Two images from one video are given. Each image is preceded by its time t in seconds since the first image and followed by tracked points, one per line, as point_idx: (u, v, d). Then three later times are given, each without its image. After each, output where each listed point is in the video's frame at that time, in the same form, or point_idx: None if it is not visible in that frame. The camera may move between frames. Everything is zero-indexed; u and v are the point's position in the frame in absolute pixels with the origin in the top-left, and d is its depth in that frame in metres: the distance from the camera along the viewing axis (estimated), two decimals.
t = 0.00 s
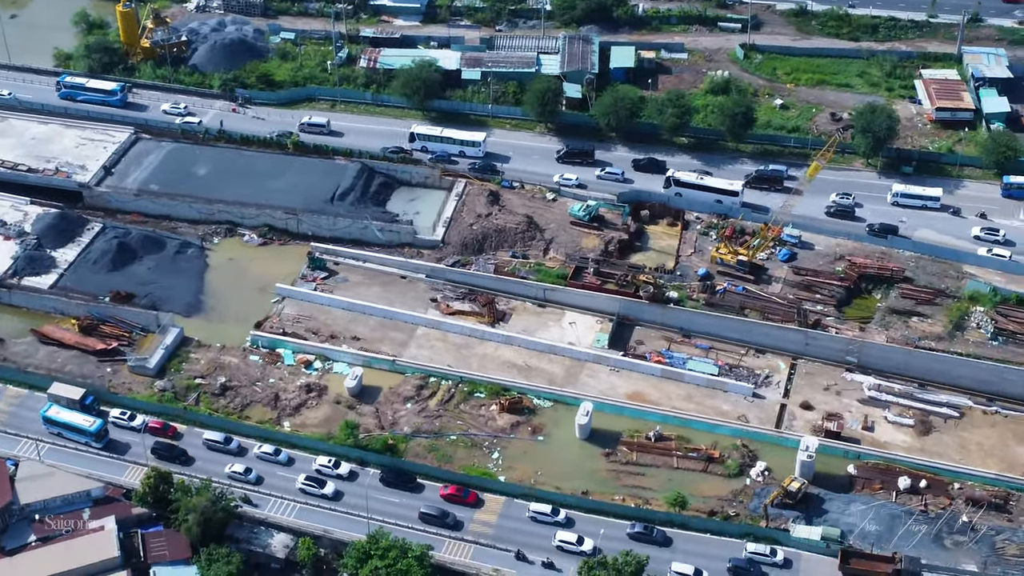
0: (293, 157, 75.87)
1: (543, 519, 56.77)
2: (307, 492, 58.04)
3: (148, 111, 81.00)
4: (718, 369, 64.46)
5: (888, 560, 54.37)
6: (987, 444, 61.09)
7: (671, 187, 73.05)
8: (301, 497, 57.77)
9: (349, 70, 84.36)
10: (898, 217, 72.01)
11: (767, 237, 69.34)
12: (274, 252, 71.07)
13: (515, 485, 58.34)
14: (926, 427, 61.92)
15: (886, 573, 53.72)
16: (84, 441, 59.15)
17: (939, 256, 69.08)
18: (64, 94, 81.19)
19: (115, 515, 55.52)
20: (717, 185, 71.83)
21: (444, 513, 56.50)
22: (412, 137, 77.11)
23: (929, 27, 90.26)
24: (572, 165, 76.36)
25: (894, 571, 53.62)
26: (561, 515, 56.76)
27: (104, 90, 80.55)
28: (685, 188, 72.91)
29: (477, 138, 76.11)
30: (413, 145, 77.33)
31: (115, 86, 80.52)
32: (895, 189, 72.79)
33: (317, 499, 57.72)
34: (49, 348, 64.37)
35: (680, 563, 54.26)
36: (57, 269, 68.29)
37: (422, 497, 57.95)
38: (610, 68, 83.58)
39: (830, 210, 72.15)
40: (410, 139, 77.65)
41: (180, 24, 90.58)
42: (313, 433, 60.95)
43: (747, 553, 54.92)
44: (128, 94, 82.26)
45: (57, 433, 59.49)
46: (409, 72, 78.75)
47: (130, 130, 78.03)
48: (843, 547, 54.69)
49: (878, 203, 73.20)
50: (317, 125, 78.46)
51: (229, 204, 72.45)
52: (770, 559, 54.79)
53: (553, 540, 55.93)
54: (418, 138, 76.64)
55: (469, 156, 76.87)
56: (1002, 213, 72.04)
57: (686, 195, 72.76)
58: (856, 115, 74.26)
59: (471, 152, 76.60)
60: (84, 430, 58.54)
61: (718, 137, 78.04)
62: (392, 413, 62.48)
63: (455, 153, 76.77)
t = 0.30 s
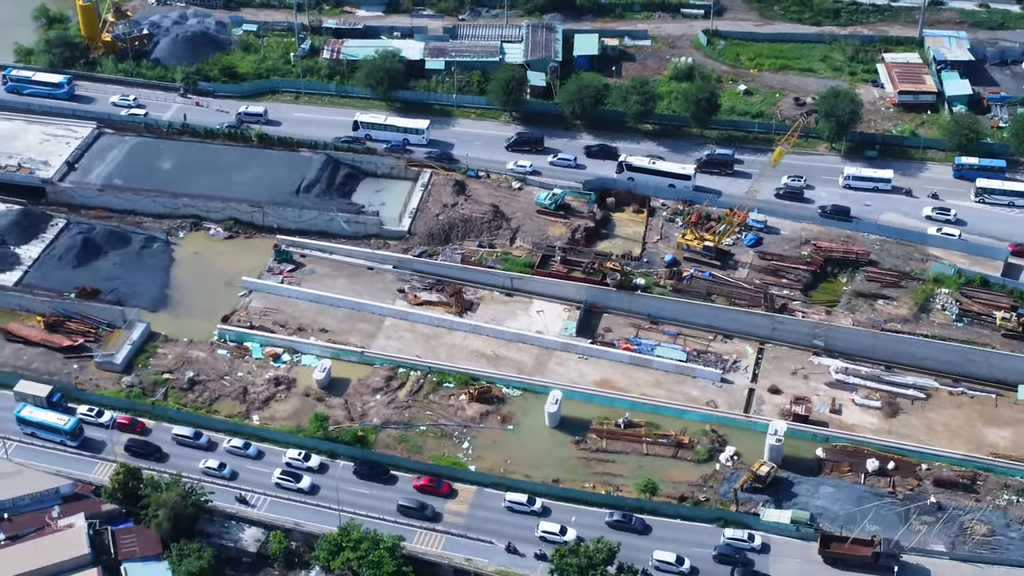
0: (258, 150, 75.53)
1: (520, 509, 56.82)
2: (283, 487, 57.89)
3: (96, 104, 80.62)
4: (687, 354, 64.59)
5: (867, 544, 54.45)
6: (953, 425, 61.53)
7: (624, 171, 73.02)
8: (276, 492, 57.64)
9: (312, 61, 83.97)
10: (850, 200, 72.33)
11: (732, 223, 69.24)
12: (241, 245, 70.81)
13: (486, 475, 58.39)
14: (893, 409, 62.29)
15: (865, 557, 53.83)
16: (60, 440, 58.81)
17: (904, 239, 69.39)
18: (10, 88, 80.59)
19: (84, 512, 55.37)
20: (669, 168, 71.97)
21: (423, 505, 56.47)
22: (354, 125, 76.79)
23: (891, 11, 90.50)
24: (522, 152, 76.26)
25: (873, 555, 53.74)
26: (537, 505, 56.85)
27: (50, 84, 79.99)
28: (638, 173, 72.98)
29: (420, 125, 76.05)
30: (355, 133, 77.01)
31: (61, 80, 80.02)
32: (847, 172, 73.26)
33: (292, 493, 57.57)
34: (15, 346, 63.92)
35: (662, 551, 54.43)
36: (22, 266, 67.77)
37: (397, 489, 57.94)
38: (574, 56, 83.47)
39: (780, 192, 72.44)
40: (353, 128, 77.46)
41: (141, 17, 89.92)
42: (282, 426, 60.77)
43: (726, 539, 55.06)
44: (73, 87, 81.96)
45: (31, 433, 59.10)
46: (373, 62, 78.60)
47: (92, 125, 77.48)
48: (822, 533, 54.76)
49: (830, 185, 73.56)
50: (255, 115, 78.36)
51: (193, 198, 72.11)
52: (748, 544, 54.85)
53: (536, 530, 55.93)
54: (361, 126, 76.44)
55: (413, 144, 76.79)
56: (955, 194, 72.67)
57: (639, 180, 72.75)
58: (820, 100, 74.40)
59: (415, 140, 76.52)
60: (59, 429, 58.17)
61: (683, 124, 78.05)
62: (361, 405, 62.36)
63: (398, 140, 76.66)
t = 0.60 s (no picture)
0: (220, 143, 75.21)
1: (495, 499, 56.85)
2: (258, 482, 57.64)
3: (41, 98, 80.36)
4: (653, 341, 64.73)
5: (844, 527, 55.13)
6: (918, 406, 61.94)
7: (574, 158, 73.21)
8: (251, 487, 57.40)
9: (273, 53, 83.57)
10: (802, 184, 72.63)
11: (696, 208, 69.80)
12: (204, 239, 70.51)
13: (455, 465, 58.41)
14: (859, 391, 62.64)
15: (842, 541, 54.59)
16: (33, 440, 58.44)
17: (867, 222, 69.74)
18: None
19: (51, 510, 55.16)
20: (619, 154, 72.22)
21: (400, 497, 56.30)
22: (296, 115, 76.60)
23: None
24: (469, 141, 76.36)
25: (851, 538, 54.44)
26: (513, 494, 56.90)
27: None
28: (589, 158, 73.08)
29: (361, 114, 76.27)
30: (297, 123, 76.82)
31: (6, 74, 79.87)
32: (797, 155, 73.62)
33: (266, 487, 57.39)
34: None
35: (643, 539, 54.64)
36: None
37: (370, 481, 57.85)
38: (535, 44, 83.37)
39: (728, 174, 72.86)
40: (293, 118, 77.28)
41: (100, 11, 89.34)
42: (250, 420, 60.56)
43: (702, 525, 55.37)
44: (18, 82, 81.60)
45: (5, 433, 58.66)
46: (334, 54, 78.37)
47: (52, 121, 76.99)
48: (800, 518, 55.17)
49: (779, 168, 73.96)
50: (189, 105, 78.04)
51: (156, 193, 71.75)
52: (725, 529, 55.07)
53: (519, 521, 55.92)
54: (302, 115, 76.39)
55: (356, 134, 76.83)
56: (905, 175, 73.26)
57: (591, 165, 72.97)
58: (781, 85, 74.60)
59: (355, 128, 76.63)
60: (33, 428, 57.83)
61: (646, 111, 78.19)
62: (329, 397, 62.23)
63: (339, 129, 76.74)
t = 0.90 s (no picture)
0: (174, 138, 74.75)
1: (463, 489, 56.92)
2: (227, 479, 57.34)
3: None
4: (612, 327, 64.82)
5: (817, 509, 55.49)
6: (876, 386, 62.37)
7: (518, 145, 73.39)
8: (221, 485, 57.06)
9: (226, 46, 83.05)
10: (744, 168, 72.92)
11: (653, 194, 69.63)
12: (160, 235, 70.13)
13: (418, 455, 58.37)
14: (818, 372, 62.98)
15: (815, 522, 54.90)
16: None
17: (823, 204, 70.06)
18: None
19: (11, 511, 54.66)
20: (562, 139, 72.41)
21: (371, 490, 56.24)
22: (228, 107, 76.30)
23: None
24: (408, 131, 76.34)
25: (823, 519, 54.88)
26: (481, 484, 56.91)
27: None
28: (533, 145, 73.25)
29: (294, 104, 75.71)
30: (230, 114, 76.53)
31: None
32: (739, 138, 73.91)
33: (235, 484, 57.11)
34: None
35: (616, 527, 54.66)
36: None
37: (333, 475, 57.69)
38: (489, 33, 83.18)
39: (668, 157, 73.33)
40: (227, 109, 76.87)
41: (49, 8, 88.50)
42: (210, 416, 60.24)
43: (672, 511, 55.64)
44: None
45: None
46: (287, 46, 78.19)
47: (4, 119, 76.43)
48: (771, 501, 55.29)
49: (722, 151, 74.30)
50: (117, 99, 77.95)
51: (111, 189, 71.21)
52: (697, 515, 55.49)
53: (494, 512, 55.92)
54: (235, 107, 76.06)
55: (288, 123, 76.44)
56: (849, 156, 73.76)
57: (535, 151, 73.10)
58: (735, 69, 74.84)
59: (290, 119, 76.10)
60: None
61: (601, 97, 78.29)
62: (289, 391, 62.00)
63: (272, 120, 76.26)
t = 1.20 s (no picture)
0: (115, 136, 74.25)
1: (424, 481, 56.70)
2: (184, 479, 56.89)
3: None
4: (560, 314, 64.95)
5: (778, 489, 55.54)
6: (823, 365, 62.87)
7: (450, 133, 73.02)
8: (180, 485, 56.60)
9: (165, 43, 82.34)
10: (676, 151, 73.38)
11: (598, 180, 70.28)
12: (103, 234, 69.56)
13: (369, 448, 58.26)
14: (766, 353, 63.35)
15: (777, 503, 54.94)
16: None
17: (766, 186, 70.45)
18: None
19: None
20: (493, 127, 72.34)
21: (334, 485, 55.89)
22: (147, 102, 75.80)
23: None
24: (333, 122, 76.07)
25: (784, 500, 54.86)
26: (441, 476, 56.82)
27: None
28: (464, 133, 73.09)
29: (214, 97, 75.45)
30: (148, 109, 76.07)
31: None
32: (669, 122, 74.12)
33: (192, 483, 56.72)
34: None
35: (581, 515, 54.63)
36: None
37: (287, 470, 57.39)
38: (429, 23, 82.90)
39: (598, 141, 73.52)
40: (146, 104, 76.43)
41: None
42: (159, 415, 59.83)
43: (633, 496, 55.75)
44: None
45: None
46: (226, 40, 77.53)
47: None
48: (734, 483, 55.48)
49: (652, 135, 74.65)
50: (32, 97, 76.67)
51: (52, 189, 70.53)
52: (657, 499, 55.73)
53: (461, 504, 55.81)
54: (153, 102, 75.62)
55: (206, 117, 76.06)
56: (780, 137, 74.27)
57: (466, 139, 72.99)
58: (676, 54, 75.40)
59: (210, 113, 75.82)
60: None
61: (543, 85, 78.30)
62: (238, 387, 61.69)
63: (193, 114, 75.88)
